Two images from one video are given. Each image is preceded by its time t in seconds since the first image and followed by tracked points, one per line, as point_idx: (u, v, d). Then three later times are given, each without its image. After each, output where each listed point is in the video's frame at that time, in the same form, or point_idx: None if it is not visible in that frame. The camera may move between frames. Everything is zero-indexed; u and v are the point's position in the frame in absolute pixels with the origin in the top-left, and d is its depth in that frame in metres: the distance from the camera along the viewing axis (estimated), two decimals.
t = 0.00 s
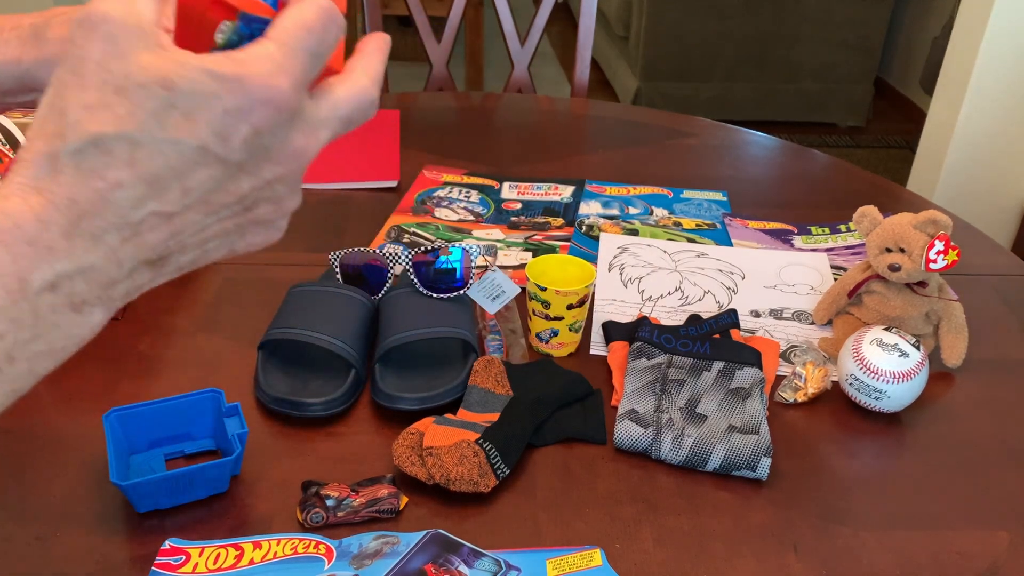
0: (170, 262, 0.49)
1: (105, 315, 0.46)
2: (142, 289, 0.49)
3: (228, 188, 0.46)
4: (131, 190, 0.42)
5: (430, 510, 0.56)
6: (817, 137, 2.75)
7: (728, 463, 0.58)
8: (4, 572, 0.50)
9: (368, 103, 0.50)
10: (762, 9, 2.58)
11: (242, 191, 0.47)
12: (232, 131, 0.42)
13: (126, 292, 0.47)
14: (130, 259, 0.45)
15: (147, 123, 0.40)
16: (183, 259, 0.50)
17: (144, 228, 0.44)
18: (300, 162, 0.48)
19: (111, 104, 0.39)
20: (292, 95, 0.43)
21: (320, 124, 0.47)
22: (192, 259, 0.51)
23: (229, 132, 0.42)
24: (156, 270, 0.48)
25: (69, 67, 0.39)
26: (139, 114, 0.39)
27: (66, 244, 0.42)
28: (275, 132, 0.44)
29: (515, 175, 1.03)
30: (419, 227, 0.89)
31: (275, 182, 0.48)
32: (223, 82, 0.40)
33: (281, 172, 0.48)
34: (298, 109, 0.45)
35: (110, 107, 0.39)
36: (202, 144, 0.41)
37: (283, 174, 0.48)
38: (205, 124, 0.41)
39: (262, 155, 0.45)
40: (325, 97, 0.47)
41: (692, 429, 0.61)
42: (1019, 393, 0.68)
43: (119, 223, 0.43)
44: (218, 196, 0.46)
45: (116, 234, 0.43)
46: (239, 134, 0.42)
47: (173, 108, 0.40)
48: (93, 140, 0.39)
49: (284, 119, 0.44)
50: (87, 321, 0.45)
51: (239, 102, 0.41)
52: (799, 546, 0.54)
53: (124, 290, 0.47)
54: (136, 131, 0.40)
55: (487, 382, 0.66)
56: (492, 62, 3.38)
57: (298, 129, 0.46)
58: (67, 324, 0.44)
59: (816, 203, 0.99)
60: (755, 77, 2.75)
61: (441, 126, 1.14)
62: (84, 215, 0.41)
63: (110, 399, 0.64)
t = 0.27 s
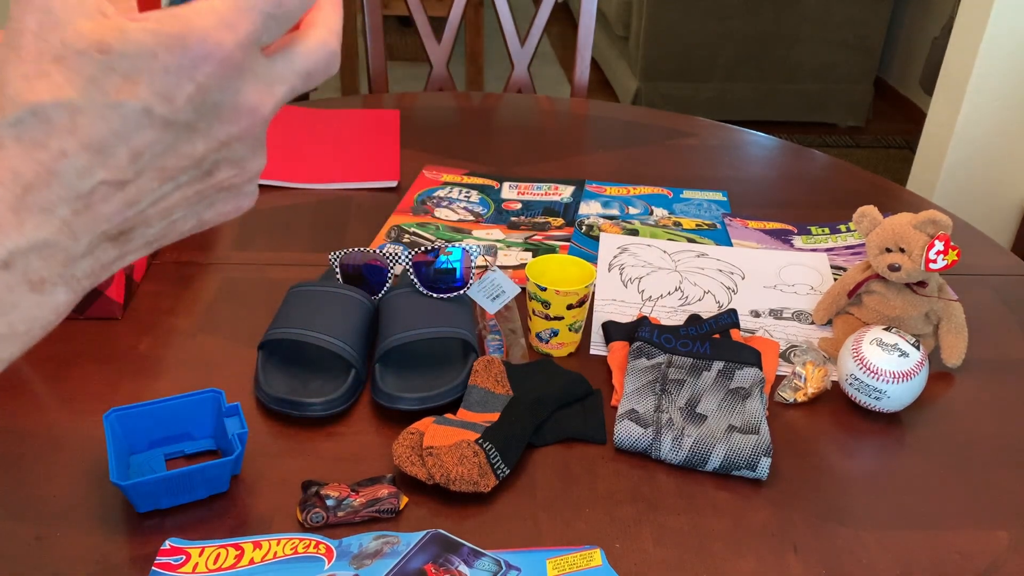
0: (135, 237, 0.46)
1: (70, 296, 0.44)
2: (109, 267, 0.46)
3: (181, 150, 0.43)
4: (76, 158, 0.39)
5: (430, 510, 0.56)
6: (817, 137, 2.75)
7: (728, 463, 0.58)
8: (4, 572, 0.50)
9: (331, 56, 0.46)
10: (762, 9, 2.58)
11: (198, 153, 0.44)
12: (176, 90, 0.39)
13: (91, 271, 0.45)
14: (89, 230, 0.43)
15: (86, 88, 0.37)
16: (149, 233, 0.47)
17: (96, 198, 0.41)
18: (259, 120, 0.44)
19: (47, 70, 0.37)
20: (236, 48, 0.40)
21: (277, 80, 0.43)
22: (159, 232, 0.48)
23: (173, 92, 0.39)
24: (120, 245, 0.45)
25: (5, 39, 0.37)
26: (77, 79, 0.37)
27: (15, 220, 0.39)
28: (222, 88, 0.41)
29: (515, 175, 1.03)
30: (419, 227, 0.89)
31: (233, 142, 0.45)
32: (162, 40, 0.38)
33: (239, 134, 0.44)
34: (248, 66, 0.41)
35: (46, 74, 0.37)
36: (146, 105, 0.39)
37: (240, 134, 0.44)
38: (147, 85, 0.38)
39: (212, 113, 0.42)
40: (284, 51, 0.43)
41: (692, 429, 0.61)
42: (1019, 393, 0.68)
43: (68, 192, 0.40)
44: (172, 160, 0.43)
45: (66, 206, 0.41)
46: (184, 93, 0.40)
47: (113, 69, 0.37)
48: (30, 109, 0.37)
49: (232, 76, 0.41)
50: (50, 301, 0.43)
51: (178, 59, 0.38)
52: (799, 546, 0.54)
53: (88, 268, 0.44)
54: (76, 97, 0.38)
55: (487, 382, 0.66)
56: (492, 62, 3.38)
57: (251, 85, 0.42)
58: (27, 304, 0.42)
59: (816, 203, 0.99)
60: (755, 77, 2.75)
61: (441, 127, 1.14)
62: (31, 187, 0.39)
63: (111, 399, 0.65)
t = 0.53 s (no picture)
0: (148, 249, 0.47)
1: (81, 308, 0.46)
2: (121, 280, 0.48)
3: (194, 163, 0.45)
4: (90, 172, 0.41)
5: (430, 510, 0.56)
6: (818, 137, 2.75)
7: (728, 463, 0.58)
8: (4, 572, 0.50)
9: (344, 74, 0.47)
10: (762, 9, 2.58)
11: (210, 168, 0.45)
12: (188, 104, 0.41)
13: (103, 282, 0.46)
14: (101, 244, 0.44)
15: (100, 101, 0.40)
16: (161, 245, 0.49)
17: (108, 210, 0.43)
18: (270, 135, 0.46)
19: (64, 85, 0.39)
20: (247, 63, 0.41)
21: (291, 95, 0.45)
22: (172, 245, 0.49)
23: (184, 105, 0.41)
24: (132, 257, 0.47)
25: (25, 56, 0.40)
26: (91, 92, 0.39)
27: (29, 231, 0.41)
28: (233, 102, 0.42)
29: (514, 175, 1.03)
30: (419, 227, 0.89)
31: (244, 157, 0.46)
32: (174, 55, 0.39)
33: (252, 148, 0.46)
34: (259, 82, 0.43)
35: (61, 88, 0.39)
36: (159, 118, 0.41)
37: (253, 149, 0.46)
38: (160, 99, 0.40)
39: (223, 129, 0.44)
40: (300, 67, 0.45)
41: (692, 429, 0.61)
42: (1019, 393, 0.68)
43: (81, 205, 0.42)
44: (184, 173, 0.45)
45: (80, 217, 0.42)
46: (196, 107, 0.41)
47: (127, 83, 0.39)
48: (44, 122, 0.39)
49: (243, 91, 0.42)
50: (62, 313, 0.45)
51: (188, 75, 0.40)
52: (799, 545, 0.54)
53: (99, 280, 0.46)
54: (90, 111, 0.40)
55: (487, 382, 0.66)
56: (492, 62, 3.38)
57: (264, 100, 0.44)
58: (39, 316, 0.44)
59: (816, 203, 0.99)
60: (755, 77, 2.75)
61: (441, 126, 1.14)
62: (45, 199, 0.41)
63: (111, 399, 0.65)
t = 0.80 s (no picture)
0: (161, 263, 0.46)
1: (95, 323, 0.44)
2: (139, 299, 0.46)
3: (198, 172, 0.43)
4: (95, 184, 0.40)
5: (431, 510, 0.56)
6: (818, 137, 2.75)
7: (728, 463, 0.58)
8: (5, 572, 0.50)
9: (352, 71, 0.47)
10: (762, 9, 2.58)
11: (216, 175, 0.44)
12: (185, 110, 0.40)
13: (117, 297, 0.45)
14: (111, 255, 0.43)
15: (102, 112, 0.39)
16: (177, 262, 0.47)
17: (112, 221, 0.42)
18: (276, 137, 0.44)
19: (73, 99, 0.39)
20: (241, 63, 0.40)
21: (291, 98, 0.44)
22: (190, 262, 0.48)
23: (181, 111, 0.40)
24: (146, 273, 0.46)
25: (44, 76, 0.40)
26: (95, 107, 0.39)
27: (35, 241, 0.40)
28: (229, 108, 0.41)
29: (514, 175, 1.03)
30: (419, 227, 0.89)
31: (250, 163, 0.45)
32: (169, 61, 0.39)
33: (257, 156, 0.44)
34: (255, 84, 0.42)
35: (70, 105, 0.39)
36: (157, 127, 0.40)
37: (256, 153, 0.44)
38: (159, 108, 0.40)
39: (223, 133, 0.42)
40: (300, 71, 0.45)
41: (692, 429, 0.61)
42: (1020, 393, 0.68)
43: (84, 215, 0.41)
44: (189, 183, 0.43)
45: (83, 228, 0.41)
46: (193, 113, 0.40)
47: (128, 96, 0.39)
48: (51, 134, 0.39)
49: (240, 92, 0.41)
50: (75, 327, 0.43)
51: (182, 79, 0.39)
52: (799, 545, 0.54)
53: (112, 295, 0.44)
54: (93, 124, 0.39)
55: (487, 382, 0.66)
56: (492, 62, 3.38)
57: (262, 102, 0.42)
58: (50, 329, 0.42)
59: (816, 203, 0.99)
60: (755, 78, 2.75)
61: (441, 127, 1.14)
62: (50, 209, 0.40)
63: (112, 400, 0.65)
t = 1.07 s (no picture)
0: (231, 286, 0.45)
1: (158, 340, 0.44)
2: (202, 319, 0.46)
3: (280, 197, 0.43)
4: (178, 200, 0.40)
5: (430, 510, 0.56)
6: (818, 137, 2.75)
7: (728, 463, 0.58)
8: (5, 572, 0.50)
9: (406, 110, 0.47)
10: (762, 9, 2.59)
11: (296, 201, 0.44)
12: (275, 134, 0.40)
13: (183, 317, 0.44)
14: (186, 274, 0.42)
15: (194, 131, 0.39)
16: (246, 284, 0.46)
17: (189, 239, 0.41)
18: (357, 167, 0.44)
19: (167, 118, 0.39)
20: (333, 95, 0.41)
21: (372, 132, 0.45)
22: (258, 286, 0.47)
23: (271, 134, 0.40)
24: (214, 294, 0.45)
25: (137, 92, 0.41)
26: (187, 125, 0.39)
27: (111, 253, 0.40)
28: (318, 136, 0.42)
29: (515, 175, 1.03)
30: (419, 227, 0.89)
31: (328, 191, 0.44)
32: (264, 86, 0.39)
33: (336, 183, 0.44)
34: (345, 116, 0.43)
35: (162, 121, 0.39)
36: (247, 150, 0.40)
37: (340, 181, 0.44)
38: (250, 130, 0.40)
39: (307, 160, 0.42)
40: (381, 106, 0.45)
41: (692, 429, 0.61)
42: (1020, 392, 0.68)
43: (162, 232, 0.40)
44: (268, 207, 0.43)
45: (160, 244, 0.41)
46: (284, 138, 0.40)
47: (222, 117, 0.39)
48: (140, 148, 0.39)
49: (330, 122, 0.42)
50: (141, 343, 0.43)
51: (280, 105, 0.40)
52: (799, 545, 0.54)
53: (179, 313, 0.44)
54: (186, 143, 0.39)
55: (487, 382, 0.66)
56: (492, 62, 3.38)
57: (348, 135, 0.43)
58: (117, 343, 0.41)
59: (816, 203, 0.99)
60: (755, 78, 2.75)
61: (441, 127, 1.14)
62: (129, 222, 0.40)
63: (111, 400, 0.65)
